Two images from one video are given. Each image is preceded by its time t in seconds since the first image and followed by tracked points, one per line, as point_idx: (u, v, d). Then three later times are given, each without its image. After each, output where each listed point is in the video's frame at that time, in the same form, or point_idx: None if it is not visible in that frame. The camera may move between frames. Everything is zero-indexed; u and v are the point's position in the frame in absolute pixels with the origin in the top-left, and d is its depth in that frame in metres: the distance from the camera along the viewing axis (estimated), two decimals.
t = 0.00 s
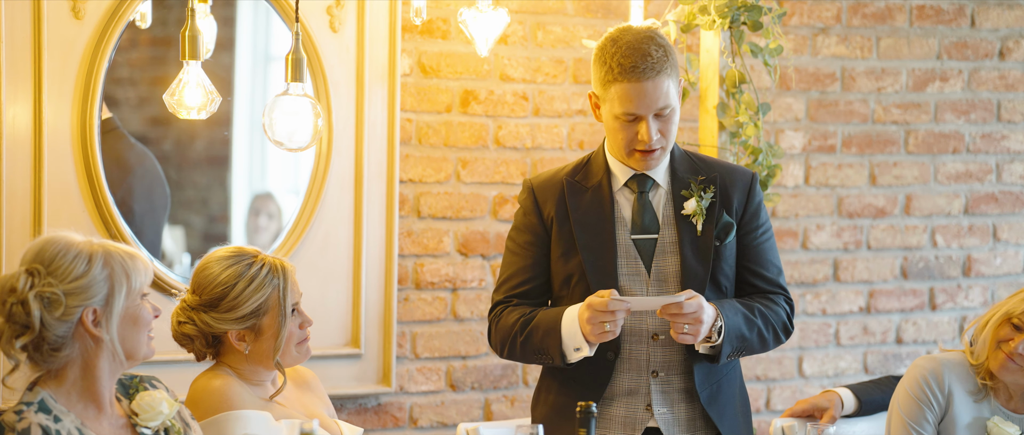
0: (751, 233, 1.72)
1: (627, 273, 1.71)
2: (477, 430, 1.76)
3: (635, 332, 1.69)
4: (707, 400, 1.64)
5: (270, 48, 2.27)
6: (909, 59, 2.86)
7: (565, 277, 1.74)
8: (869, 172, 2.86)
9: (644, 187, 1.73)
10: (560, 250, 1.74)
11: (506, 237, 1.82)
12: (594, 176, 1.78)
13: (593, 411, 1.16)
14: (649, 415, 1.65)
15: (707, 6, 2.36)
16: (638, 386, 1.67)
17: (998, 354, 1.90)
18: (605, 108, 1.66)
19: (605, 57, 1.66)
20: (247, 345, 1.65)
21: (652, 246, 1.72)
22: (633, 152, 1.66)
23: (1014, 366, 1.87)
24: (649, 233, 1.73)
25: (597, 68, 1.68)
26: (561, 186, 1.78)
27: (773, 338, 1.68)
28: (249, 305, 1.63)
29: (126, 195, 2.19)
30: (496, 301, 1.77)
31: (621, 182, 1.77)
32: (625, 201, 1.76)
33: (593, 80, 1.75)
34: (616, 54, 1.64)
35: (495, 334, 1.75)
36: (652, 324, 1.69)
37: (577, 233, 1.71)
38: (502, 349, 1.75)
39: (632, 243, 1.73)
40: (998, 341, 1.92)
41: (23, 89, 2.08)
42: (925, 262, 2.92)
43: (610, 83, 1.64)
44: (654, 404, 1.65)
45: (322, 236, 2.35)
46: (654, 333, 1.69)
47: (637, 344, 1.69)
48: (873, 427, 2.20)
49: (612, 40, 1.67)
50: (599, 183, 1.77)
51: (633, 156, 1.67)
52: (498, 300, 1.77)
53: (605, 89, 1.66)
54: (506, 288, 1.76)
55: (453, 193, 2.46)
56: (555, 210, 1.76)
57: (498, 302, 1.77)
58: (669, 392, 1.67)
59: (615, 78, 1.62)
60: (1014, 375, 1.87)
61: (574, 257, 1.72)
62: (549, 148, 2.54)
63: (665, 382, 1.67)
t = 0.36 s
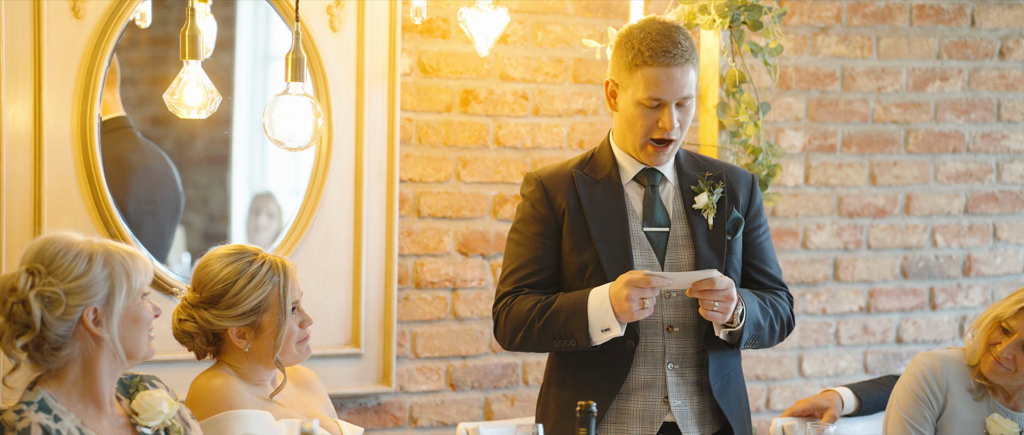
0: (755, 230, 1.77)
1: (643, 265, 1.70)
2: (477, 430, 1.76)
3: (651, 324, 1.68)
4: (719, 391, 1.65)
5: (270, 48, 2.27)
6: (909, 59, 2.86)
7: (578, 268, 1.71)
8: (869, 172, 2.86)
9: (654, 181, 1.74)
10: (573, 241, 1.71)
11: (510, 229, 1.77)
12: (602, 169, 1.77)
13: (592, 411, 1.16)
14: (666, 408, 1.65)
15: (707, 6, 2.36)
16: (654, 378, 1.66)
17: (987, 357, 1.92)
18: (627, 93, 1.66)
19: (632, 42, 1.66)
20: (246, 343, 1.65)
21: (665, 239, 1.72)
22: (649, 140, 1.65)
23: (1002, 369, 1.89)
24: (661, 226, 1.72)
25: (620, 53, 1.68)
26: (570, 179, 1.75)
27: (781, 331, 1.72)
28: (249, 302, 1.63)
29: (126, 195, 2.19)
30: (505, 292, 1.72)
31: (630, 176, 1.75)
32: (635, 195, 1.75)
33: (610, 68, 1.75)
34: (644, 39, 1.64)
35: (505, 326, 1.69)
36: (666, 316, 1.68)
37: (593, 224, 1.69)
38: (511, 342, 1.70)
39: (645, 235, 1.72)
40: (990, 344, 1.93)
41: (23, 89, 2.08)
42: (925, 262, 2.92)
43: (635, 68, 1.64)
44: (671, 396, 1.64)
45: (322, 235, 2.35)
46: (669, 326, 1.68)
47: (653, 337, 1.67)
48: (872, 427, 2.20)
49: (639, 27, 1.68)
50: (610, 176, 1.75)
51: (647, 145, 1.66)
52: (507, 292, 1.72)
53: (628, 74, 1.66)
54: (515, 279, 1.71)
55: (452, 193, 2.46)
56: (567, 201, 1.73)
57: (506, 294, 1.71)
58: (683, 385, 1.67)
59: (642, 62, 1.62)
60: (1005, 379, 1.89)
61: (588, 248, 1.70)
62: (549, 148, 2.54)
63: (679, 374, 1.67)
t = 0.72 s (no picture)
0: (758, 232, 1.78)
1: (649, 266, 1.70)
2: (477, 430, 1.76)
3: (658, 325, 1.67)
4: (727, 392, 1.65)
5: (270, 48, 2.27)
6: (909, 59, 2.86)
7: (585, 269, 1.70)
8: (869, 172, 2.86)
9: (660, 182, 1.74)
10: (580, 242, 1.70)
11: (516, 231, 1.76)
12: (607, 169, 1.77)
13: (592, 411, 1.16)
14: (673, 408, 1.65)
15: (707, 6, 2.36)
16: (662, 379, 1.66)
17: (982, 356, 1.93)
18: (635, 95, 1.66)
19: (642, 43, 1.66)
20: (247, 343, 1.65)
21: (671, 240, 1.72)
22: (656, 142, 1.65)
23: (998, 368, 1.90)
24: (667, 227, 1.72)
25: (629, 54, 1.68)
26: (576, 179, 1.74)
27: (787, 332, 1.73)
28: (249, 303, 1.63)
29: (126, 195, 2.19)
30: (512, 294, 1.71)
31: (635, 177, 1.76)
32: (640, 196, 1.75)
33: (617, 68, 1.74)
34: (654, 41, 1.64)
35: (513, 328, 1.68)
36: (674, 317, 1.68)
37: (600, 225, 1.69)
38: (520, 344, 1.69)
39: (651, 236, 1.72)
40: (985, 343, 1.93)
41: (23, 89, 2.08)
42: (925, 262, 2.92)
43: (645, 70, 1.64)
44: (678, 397, 1.64)
45: (322, 236, 2.35)
46: (676, 327, 1.68)
47: (660, 338, 1.67)
48: (872, 427, 2.20)
49: (649, 28, 1.67)
50: (615, 176, 1.75)
51: (654, 147, 1.66)
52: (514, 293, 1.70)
53: (637, 75, 1.65)
54: (523, 281, 1.70)
55: (452, 193, 2.46)
56: (574, 202, 1.72)
57: (514, 296, 1.70)
58: (690, 386, 1.67)
59: (652, 64, 1.62)
60: (1000, 378, 1.90)
61: (595, 249, 1.70)
62: (549, 148, 2.54)
63: (687, 375, 1.67)
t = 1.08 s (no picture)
0: (762, 233, 1.78)
1: (651, 266, 1.70)
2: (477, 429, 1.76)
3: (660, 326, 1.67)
4: (728, 393, 1.66)
5: (270, 48, 2.27)
6: (909, 59, 2.86)
7: (587, 270, 1.70)
8: (869, 172, 2.86)
9: (662, 182, 1.74)
10: (582, 243, 1.70)
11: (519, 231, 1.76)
12: (609, 170, 1.76)
13: (592, 411, 1.16)
14: (674, 409, 1.65)
15: (707, 6, 2.36)
16: (663, 380, 1.66)
17: (980, 350, 1.93)
18: (636, 96, 1.66)
19: (644, 45, 1.65)
20: (246, 343, 1.65)
21: (674, 240, 1.72)
22: (657, 143, 1.65)
23: (996, 361, 1.89)
24: (669, 227, 1.72)
25: (631, 56, 1.68)
26: (579, 180, 1.75)
27: (790, 333, 1.72)
28: (248, 303, 1.63)
29: (126, 195, 2.19)
30: (516, 294, 1.71)
31: (638, 177, 1.76)
32: (643, 196, 1.75)
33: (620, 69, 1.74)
34: (655, 43, 1.64)
35: (516, 329, 1.68)
36: (676, 317, 1.68)
37: (602, 225, 1.69)
38: (523, 345, 1.69)
39: (653, 236, 1.72)
40: (983, 337, 1.94)
41: (23, 89, 2.08)
42: (925, 262, 2.92)
43: (645, 72, 1.64)
44: (679, 398, 1.64)
45: (322, 235, 2.35)
46: (678, 327, 1.68)
47: (662, 339, 1.67)
48: (872, 427, 2.20)
49: (651, 30, 1.67)
50: (618, 176, 1.75)
51: (655, 149, 1.66)
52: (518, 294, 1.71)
53: (638, 77, 1.65)
54: (525, 281, 1.71)
55: (452, 193, 2.46)
56: (576, 202, 1.72)
57: (516, 297, 1.71)
58: (691, 386, 1.67)
59: (652, 66, 1.62)
60: (999, 371, 1.90)
61: (597, 250, 1.70)
62: (549, 148, 2.54)
63: (688, 376, 1.67)
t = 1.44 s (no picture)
0: (764, 234, 1.78)
1: (652, 268, 1.70)
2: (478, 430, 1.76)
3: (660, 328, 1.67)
4: (729, 395, 1.66)
5: (270, 48, 2.27)
6: (909, 59, 2.86)
7: (588, 272, 1.70)
8: (869, 172, 2.86)
9: (664, 184, 1.74)
10: (583, 245, 1.71)
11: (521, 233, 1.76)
12: (611, 171, 1.76)
13: (592, 412, 1.16)
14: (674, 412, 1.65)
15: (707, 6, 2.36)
16: (663, 382, 1.66)
17: (983, 349, 1.93)
18: (636, 99, 1.66)
19: (644, 47, 1.65)
20: (246, 343, 1.65)
21: (675, 242, 1.71)
22: (657, 145, 1.65)
23: (999, 359, 1.89)
24: (671, 229, 1.72)
25: (631, 58, 1.68)
26: (580, 182, 1.75)
27: (791, 335, 1.72)
28: (249, 303, 1.63)
29: (126, 195, 2.19)
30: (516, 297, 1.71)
31: (639, 178, 1.76)
32: (644, 198, 1.75)
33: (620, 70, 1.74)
34: (655, 46, 1.64)
35: (517, 332, 1.68)
36: (676, 320, 1.68)
37: (603, 227, 1.69)
38: (524, 347, 1.69)
39: (654, 238, 1.72)
40: (985, 336, 1.94)
41: (23, 89, 2.08)
42: (925, 262, 2.92)
43: (645, 75, 1.63)
44: (679, 400, 1.64)
45: (322, 236, 2.35)
46: (678, 330, 1.68)
47: (662, 341, 1.67)
48: (873, 427, 2.20)
49: (651, 32, 1.67)
50: (619, 179, 1.74)
51: (655, 150, 1.66)
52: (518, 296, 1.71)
53: (637, 79, 1.65)
54: (525, 284, 1.71)
55: (452, 193, 2.46)
56: (577, 204, 1.72)
57: (517, 299, 1.71)
58: (692, 389, 1.67)
59: (652, 69, 1.62)
60: (1001, 370, 1.89)
61: (598, 252, 1.69)
62: (549, 148, 2.54)
63: (688, 378, 1.67)
